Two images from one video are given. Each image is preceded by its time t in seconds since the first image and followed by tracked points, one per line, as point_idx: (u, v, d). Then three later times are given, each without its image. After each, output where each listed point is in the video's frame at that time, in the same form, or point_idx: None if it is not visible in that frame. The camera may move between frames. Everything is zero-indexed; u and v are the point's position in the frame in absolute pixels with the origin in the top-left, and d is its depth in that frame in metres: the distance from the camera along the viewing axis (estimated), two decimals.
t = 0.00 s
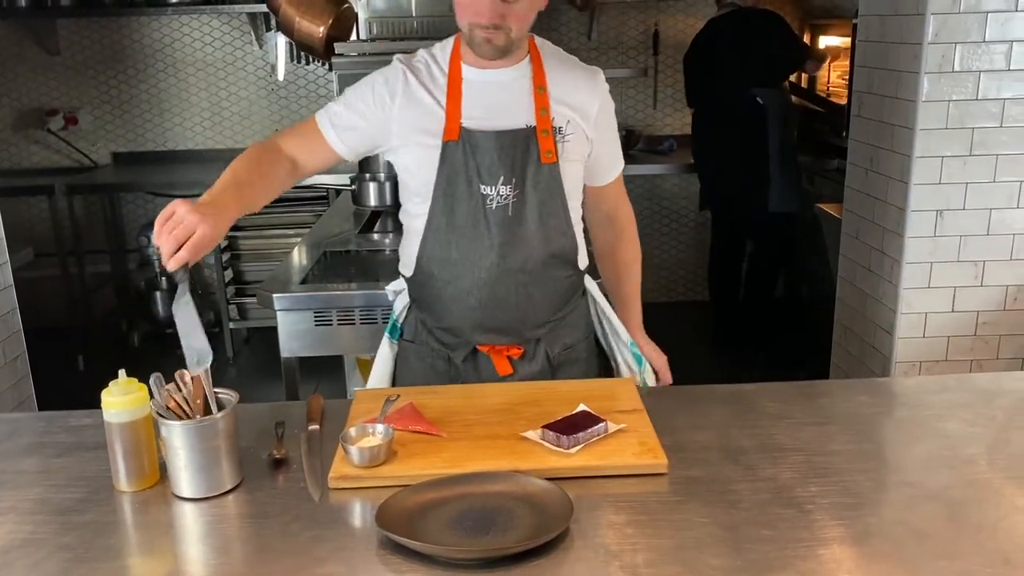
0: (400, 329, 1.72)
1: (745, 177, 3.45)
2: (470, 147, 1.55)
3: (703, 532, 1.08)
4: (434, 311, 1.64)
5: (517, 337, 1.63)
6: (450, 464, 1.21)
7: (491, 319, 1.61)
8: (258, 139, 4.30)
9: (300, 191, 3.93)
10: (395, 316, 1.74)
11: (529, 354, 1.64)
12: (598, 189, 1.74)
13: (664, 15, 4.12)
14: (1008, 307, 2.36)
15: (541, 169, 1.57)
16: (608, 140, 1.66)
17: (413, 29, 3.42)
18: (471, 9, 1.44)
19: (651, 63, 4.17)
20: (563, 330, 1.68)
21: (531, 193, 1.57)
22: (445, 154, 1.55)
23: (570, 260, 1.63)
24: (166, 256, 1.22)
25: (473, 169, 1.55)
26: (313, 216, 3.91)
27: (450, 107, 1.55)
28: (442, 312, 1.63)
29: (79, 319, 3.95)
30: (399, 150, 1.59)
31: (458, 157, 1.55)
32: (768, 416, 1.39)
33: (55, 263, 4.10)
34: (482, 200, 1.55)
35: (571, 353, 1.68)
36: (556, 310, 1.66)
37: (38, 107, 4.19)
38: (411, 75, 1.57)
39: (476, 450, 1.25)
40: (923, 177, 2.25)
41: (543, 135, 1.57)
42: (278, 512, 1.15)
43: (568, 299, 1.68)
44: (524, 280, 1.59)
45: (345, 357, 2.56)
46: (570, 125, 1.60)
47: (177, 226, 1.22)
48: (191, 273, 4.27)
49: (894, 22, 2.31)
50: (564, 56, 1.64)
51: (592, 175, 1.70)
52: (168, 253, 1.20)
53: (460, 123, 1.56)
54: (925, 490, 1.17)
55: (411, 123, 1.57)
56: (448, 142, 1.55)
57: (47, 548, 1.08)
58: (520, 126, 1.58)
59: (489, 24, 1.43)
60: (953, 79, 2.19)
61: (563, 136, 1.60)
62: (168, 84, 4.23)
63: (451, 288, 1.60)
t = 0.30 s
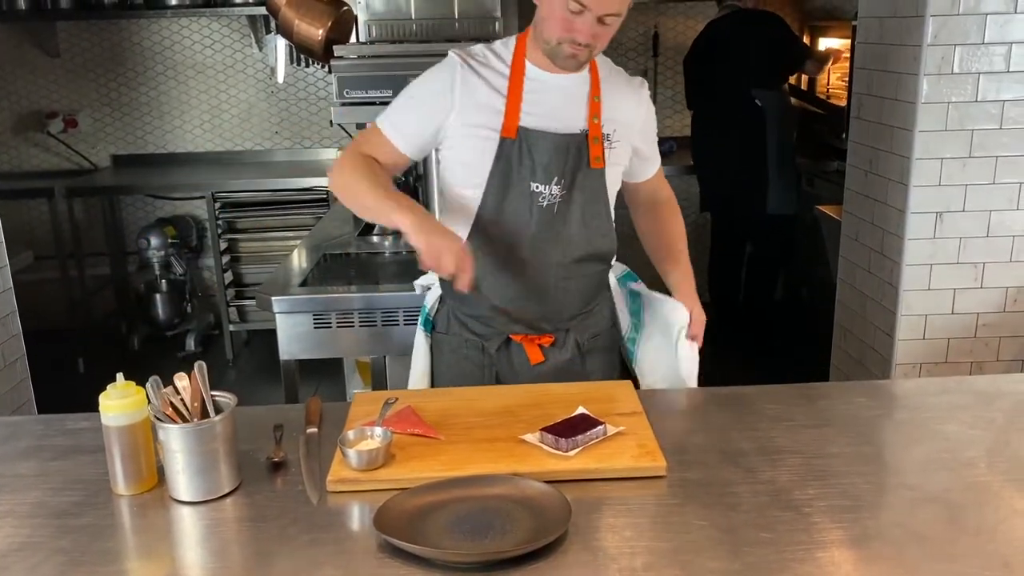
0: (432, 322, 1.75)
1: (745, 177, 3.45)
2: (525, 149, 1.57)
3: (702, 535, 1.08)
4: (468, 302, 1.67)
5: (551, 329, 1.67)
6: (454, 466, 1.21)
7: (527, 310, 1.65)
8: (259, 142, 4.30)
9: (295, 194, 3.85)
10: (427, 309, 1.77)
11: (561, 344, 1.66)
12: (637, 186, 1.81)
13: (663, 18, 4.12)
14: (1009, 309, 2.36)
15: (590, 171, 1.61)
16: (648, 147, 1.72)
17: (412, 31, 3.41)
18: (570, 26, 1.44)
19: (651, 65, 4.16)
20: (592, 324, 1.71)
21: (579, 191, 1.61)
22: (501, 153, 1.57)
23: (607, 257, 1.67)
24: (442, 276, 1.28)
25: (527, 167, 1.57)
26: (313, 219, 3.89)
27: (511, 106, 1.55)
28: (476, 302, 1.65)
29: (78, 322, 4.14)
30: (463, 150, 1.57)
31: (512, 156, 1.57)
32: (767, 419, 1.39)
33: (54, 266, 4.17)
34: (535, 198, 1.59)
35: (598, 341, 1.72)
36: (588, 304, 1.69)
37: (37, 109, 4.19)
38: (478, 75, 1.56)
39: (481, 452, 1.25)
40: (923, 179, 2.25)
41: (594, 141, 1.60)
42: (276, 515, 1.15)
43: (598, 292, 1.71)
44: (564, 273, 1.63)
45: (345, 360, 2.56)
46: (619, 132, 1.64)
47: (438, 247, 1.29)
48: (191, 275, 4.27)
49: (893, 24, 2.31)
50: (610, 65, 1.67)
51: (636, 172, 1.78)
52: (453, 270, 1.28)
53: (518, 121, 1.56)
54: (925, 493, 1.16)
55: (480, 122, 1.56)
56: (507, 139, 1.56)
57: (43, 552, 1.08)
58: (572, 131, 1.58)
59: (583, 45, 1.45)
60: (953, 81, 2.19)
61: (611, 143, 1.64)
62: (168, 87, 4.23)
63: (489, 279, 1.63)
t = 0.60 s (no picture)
0: (446, 323, 1.83)
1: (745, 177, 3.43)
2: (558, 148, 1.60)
3: (702, 537, 1.08)
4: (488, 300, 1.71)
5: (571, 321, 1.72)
6: (455, 467, 1.22)
7: (549, 305, 1.69)
8: (260, 144, 4.30)
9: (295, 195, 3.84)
10: (439, 311, 1.84)
11: (578, 333, 1.74)
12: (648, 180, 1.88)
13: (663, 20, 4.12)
14: (1009, 311, 2.36)
15: (614, 169, 1.66)
16: (655, 141, 1.82)
17: (412, 34, 3.41)
18: (586, 28, 1.45)
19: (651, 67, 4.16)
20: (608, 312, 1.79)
21: (602, 185, 1.66)
22: (540, 153, 1.59)
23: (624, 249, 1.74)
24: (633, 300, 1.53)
25: (559, 166, 1.61)
26: (313, 220, 3.88)
27: (545, 107, 1.57)
28: (497, 299, 1.70)
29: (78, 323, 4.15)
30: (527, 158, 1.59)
31: (548, 155, 1.60)
32: (767, 420, 1.39)
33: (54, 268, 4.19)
34: (565, 196, 1.63)
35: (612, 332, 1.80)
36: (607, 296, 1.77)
37: (38, 112, 4.19)
38: (524, 82, 1.57)
39: (484, 452, 1.25)
40: (923, 181, 2.25)
41: (612, 136, 1.65)
42: (276, 517, 1.15)
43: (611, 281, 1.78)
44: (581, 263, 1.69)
45: (345, 362, 2.56)
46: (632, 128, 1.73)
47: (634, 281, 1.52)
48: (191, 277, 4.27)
49: (894, 25, 2.31)
50: (620, 66, 1.74)
51: (643, 165, 1.85)
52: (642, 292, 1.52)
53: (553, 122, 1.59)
54: (924, 495, 1.16)
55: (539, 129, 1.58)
56: (543, 140, 1.58)
57: (43, 554, 1.08)
58: (595, 127, 1.65)
59: (599, 46, 1.47)
60: (952, 83, 2.19)
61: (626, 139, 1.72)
62: (169, 89, 4.24)
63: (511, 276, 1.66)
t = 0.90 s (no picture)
0: (447, 330, 1.80)
1: (744, 179, 3.44)
2: (560, 152, 1.58)
3: (706, 539, 1.08)
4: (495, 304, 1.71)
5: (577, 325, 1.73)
6: (455, 470, 1.22)
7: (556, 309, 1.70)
8: (262, 146, 4.31)
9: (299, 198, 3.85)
10: (440, 317, 1.80)
11: (584, 337, 1.75)
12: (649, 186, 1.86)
13: (665, 22, 4.11)
14: (1012, 313, 2.36)
15: (618, 171, 1.65)
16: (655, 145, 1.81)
17: (415, 36, 3.42)
18: (584, 37, 1.44)
19: (653, 70, 4.19)
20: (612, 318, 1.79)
21: (606, 190, 1.64)
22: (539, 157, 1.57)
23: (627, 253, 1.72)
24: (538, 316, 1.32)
25: (562, 172, 1.58)
26: (316, 222, 3.89)
27: (540, 111, 1.56)
28: (505, 304, 1.70)
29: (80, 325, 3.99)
30: (501, 164, 1.58)
31: (550, 158, 1.57)
32: (770, 422, 1.39)
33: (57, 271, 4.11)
34: (571, 201, 1.61)
35: (614, 335, 1.79)
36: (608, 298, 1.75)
37: (41, 114, 4.20)
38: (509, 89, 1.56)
39: (486, 455, 1.25)
40: (925, 183, 2.25)
41: (614, 139, 1.64)
42: (280, 519, 1.15)
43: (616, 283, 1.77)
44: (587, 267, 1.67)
45: (347, 364, 2.57)
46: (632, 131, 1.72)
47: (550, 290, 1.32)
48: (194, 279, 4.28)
49: (896, 27, 2.31)
50: (615, 69, 1.73)
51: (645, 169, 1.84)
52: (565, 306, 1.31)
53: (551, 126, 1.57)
54: (927, 497, 1.17)
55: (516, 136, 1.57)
56: (542, 146, 1.56)
57: (48, 556, 1.08)
58: (599, 130, 1.64)
59: (597, 55, 1.45)
60: (955, 85, 2.19)
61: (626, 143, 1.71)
62: (171, 92, 4.24)
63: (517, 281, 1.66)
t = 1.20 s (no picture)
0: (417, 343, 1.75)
1: (745, 180, 3.44)
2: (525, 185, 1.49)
3: (708, 540, 1.08)
4: (465, 328, 1.65)
5: (552, 339, 1.68)
6: (454, 472, 1.22)
7: (528, 330, 1.65)
8: (263, 147, 4.32)
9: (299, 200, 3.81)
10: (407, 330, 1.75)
11: (557, 350, 1.69)
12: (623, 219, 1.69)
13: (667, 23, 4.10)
14: (1014, 313, 2.36)
15: (589, 197, 1.56)
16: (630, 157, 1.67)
17: (417, 38, 3.43)
18: (542, 82, 1.32)
19: (654, 71, 4.16)
20: (585, 327, 1.74)
21: (576, 217, 1.56)
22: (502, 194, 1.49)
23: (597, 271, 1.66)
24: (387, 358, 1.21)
25: (527, 207, 1.50)
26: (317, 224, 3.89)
27: (502, 145, 1.47)
28: (475, 326, 1.64)
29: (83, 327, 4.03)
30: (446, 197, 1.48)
31: (514, 194, 1.49)
32: (771, 423, 1.40)
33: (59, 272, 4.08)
34: (538, 236, 1.53)
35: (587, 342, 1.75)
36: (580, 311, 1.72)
37: (44, 116, 4.20)
38: (459, 116, 1.46)
39: (486, 457, 1.26)
40: (927, 185, 2.25)
41: (590, 164, 1.54)
42: (282, 520, 1.15)
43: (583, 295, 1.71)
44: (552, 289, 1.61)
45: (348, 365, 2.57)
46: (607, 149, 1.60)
47: (404, 331, 1.20)
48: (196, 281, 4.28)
49: (898, 28, 2.31)
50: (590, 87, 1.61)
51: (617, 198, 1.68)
52: (411, 362, 1.19)
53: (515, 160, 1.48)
54: (929, 498, 1.17)
55: (462, 168, 1.47)
56: (507, 182, 1.47)
57: (52, 556, 1.08)
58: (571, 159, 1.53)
59: (558, 100, 1.33)
60: (956, 86, 2.20)
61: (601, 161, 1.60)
62: (173, 93, 4.25)
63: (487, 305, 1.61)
